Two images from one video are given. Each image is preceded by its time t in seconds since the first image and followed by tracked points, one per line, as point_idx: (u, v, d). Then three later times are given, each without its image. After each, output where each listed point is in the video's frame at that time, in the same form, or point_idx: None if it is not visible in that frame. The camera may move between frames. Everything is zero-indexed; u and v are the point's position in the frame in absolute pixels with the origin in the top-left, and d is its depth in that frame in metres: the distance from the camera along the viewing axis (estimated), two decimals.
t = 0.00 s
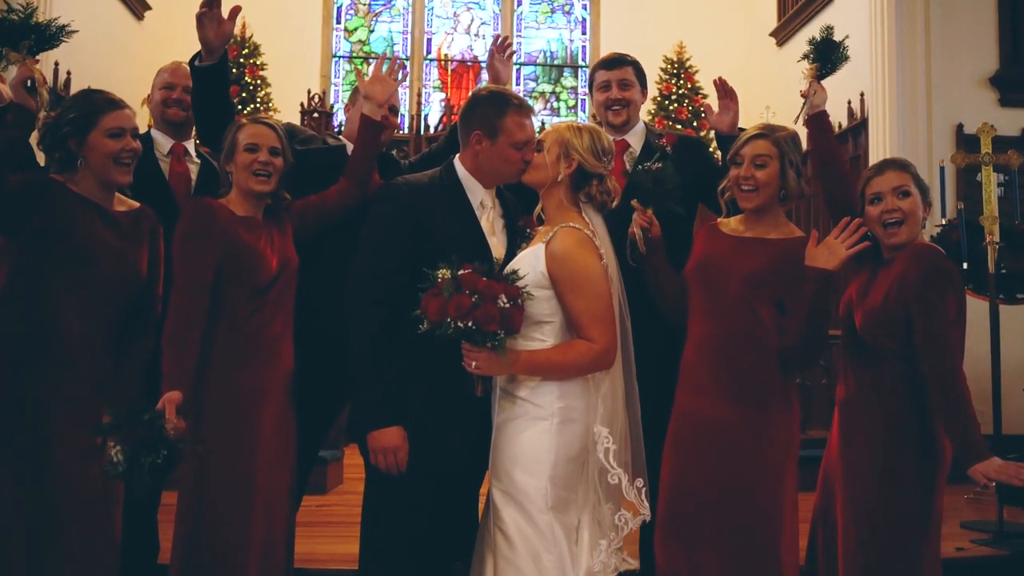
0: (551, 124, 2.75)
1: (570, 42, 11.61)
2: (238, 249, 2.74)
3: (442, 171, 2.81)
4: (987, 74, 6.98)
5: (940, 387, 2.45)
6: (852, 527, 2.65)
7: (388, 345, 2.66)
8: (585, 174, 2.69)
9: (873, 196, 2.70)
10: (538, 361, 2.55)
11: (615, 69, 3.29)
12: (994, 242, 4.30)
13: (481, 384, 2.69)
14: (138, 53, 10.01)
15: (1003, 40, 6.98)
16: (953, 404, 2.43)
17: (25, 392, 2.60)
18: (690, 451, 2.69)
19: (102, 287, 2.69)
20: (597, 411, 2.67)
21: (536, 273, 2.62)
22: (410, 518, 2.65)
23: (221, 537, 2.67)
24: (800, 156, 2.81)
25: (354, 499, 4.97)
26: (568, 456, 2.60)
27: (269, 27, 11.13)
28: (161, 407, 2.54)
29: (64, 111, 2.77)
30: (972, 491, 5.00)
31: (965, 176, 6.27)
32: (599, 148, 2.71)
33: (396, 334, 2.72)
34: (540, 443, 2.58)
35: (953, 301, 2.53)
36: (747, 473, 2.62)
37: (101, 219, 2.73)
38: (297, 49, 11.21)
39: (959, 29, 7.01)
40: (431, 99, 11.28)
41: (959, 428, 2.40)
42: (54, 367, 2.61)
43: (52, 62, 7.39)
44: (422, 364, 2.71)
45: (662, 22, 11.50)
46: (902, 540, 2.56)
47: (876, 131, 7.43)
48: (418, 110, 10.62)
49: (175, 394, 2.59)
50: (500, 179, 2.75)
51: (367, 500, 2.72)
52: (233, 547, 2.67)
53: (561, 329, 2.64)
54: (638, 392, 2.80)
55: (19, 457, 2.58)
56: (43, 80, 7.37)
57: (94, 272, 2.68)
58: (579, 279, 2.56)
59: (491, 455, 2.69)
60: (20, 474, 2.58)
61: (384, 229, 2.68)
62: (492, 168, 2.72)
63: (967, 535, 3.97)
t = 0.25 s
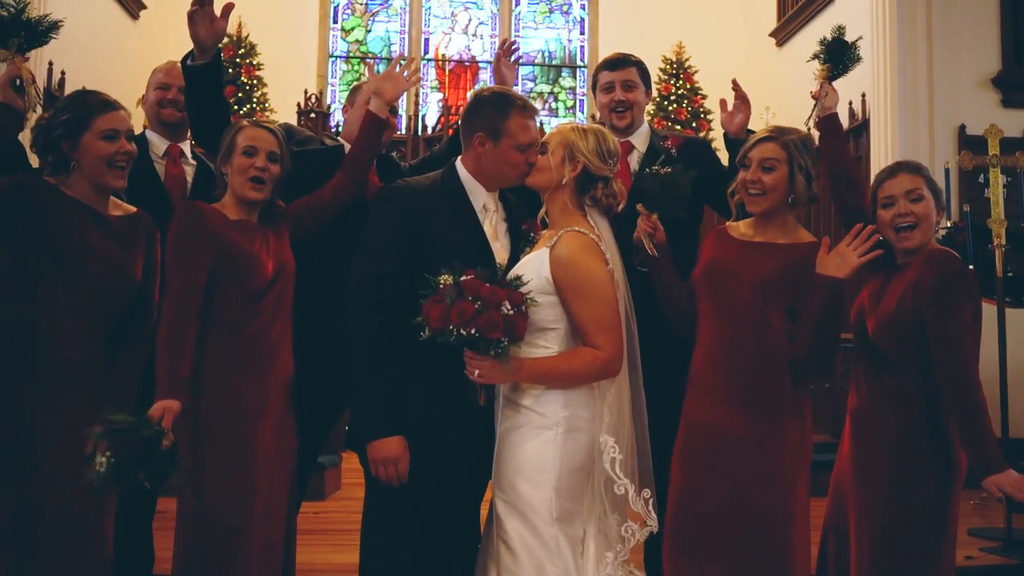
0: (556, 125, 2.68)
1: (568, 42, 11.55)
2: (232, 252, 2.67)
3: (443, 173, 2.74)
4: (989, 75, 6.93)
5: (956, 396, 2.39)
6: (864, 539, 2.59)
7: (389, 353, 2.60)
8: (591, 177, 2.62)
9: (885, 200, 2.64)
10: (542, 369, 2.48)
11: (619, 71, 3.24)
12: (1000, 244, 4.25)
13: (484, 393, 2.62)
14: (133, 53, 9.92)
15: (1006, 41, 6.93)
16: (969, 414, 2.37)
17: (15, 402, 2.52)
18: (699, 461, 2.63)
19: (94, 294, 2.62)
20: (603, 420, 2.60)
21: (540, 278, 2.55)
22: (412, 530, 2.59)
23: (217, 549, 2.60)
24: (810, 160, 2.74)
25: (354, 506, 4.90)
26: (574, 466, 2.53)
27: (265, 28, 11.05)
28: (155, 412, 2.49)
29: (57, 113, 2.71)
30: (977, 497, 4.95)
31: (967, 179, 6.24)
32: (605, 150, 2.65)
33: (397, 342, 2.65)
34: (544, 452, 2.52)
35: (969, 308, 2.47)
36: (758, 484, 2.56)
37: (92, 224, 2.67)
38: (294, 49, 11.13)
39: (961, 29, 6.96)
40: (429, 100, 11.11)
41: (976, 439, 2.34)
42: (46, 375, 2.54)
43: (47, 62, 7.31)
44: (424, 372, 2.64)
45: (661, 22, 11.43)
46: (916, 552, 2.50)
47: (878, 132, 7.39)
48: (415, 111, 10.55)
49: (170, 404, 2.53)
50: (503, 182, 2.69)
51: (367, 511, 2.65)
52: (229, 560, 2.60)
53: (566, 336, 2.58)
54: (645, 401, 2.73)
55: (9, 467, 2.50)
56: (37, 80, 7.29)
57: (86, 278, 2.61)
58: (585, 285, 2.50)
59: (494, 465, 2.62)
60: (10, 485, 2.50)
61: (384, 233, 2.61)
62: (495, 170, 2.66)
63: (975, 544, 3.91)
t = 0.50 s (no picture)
0: (562, 126, 2.61)
1: (568, 42, 11.49)
2: (225, 256, 2.61)
3: (447, 174, 2.68)
4: (994, 75, 6.89)
5: (975, 403, 2.34)
6: (880, 548, 2.53)
7: (391, 359, 2.53)
8: (598, 179, 2.56)
9: (900, 202, 2.60)
10: (549, 377, 2.42)
11: (626, 70, 3.20)
12: (1009, 246, 4.20)
13: (488, 400, 2.56)
14: (131, 53, 9.83)
15: (1011, 40, 6.88)
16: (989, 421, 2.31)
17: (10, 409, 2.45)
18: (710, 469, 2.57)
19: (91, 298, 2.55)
20: (610, 427, 2.54)
21: (545, 283, 2.48)
22: (416, 541, 2.52)
23: (218, 560, 2.54)
24: (823, 162, 2.67)
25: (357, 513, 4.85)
26: (581, 475, 2.47)
27: (264, 28, 10.97)
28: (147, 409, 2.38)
29: (54, 112, 2.65)
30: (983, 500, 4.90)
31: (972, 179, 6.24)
32: (613, 151, 2.58)
33: (397, 349, 2.57)
34: (551, 461, 2.45)
35: (987, 313, 2.41)
36: (771, 493, 2.50)
37: (89, 226, 2.59)
38: (292, 49, 11.05)
39: (966, 29, 6.90)
40: (428, 100, 11.03)
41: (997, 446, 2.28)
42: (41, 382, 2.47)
43: (43, 62, 7.23)
44: (427, 379, 2.57)
45: (662, 21, 11.37)
46: (934, 563, 2.45)
47: (881, 131, 7.35)
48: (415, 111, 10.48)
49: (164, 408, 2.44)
50: (508, 184, 2.63)
51: (370, 521, 2.59)
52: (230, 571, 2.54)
53: (573, 342, 2.51)
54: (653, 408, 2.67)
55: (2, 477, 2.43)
56: (34, 80, 7.20)
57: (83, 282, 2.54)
58: (592, 289, 2.43)
59: (499, 474, 2.56)
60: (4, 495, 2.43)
61: (386, 237, 2.53)
62: (500, 172, 2.60)
63: (985, 550, 3.86)
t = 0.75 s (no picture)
0: (568, 127, 2.55)
1: (568, 42, 11.43)
2: (220, 267, 2.54)
3: (450, 176, 2.61)
4: (998, 75, 6.83)
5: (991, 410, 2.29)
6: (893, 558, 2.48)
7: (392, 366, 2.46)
8: (604, 181, 2.50)
9: (915, 204, 2.57)
10: (555, 385, 2.35)
11: (630, 70, 3.13)
12: (1017, 249, 4.16)
13: (492, 408, 2.49)
14: (128, 52, 9.75)
15: (1015, 40, 6.82)
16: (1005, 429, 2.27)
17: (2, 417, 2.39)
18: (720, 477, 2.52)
19: (85, 302, 2.48)
20: (617, 435, 2.47)
21: (551, 288, 2.42)
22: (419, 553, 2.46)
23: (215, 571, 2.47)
24: (835, 164, 2.62)
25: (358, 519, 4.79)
26: (587, 485, 2.40)
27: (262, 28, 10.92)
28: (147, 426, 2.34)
29: (44, 113, 2.58)
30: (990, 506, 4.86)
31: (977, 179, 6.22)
32: (620, 153, 2.52)
33: (399, 355, 2.51)
34: (557, 470, 2.39)
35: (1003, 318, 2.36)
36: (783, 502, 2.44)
37: (82, 229, 2.52)
38: (291, 49, 11.00)
39: (970, 27, 6.84)
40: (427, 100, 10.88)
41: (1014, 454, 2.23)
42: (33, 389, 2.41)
43: (39, 62, 7.15)
44: (429, 386, 2.51)
45: (662, 21, 11.31)
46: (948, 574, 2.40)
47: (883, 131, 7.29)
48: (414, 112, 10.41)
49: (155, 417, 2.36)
50: (512, 186, 2.56)
51: (371, 532, 2.53)
52: None
53: (579, 348, 2.44)
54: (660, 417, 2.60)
55: None
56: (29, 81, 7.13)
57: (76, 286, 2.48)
58: (598, 294, 2.36)
59: (503, 484, 2.49)
60: None
61: (388, 241, 2.47)
62: (504, 173, 2.54)
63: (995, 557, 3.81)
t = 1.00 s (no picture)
0: (573, 129, 2.48)
1: (568, 42, 11.36)
2: (210, 286, 2.45)
3: (452, 179, 2.55)
4: (1003, 76, 6.79)
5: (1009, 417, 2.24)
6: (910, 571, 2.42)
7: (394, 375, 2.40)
8: (610, 184, 2.43)
9: (930, 208, 2.51)
10: (561, 395, 2.28)
11: (637, 71, 3.08)
12: None
13: (496, 419, 2.42)
14: (125, 53, 9.68)
15: (1020, 41, 6.79)
16: None
17: None
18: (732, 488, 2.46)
19: (76, 307, 2.41)
20: (624, 446, 2.40)
21: (556, 294, 2.35)
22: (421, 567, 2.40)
23: None
24: (846, 167, 2.55)
25: (359, 526, 4.75)
26: (594, 498, 2.34)
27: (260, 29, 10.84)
28: (142, 442, 2.29)
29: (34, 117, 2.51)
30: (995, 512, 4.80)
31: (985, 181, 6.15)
32: (627, 156, 2.45)
33: (400, 363, 2.44)
34: (562, 483, 2.32)
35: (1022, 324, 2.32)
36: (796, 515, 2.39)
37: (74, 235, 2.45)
38: (289, 50, 10.91)
39: (975, 28, 6.77)
40: (426, 100, 10.99)
41: None
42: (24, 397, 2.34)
43: (35, 62, 7.08)
44: (431, 396, 2.44)
45: (663, 21, 11.24)
46: None
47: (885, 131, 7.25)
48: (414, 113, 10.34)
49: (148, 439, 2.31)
50: (516, 189, 2.50)
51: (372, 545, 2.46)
52: None
53: (585, 356, 2.38)
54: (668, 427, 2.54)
55: None
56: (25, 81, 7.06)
57: (69, 293, 2.41)
58: (605, 301, 2.29)
59: (507, 496, 2.42)
60: None
61: (388, 246, 2.40)
62: (507, 176, 2.47)
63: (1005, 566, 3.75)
